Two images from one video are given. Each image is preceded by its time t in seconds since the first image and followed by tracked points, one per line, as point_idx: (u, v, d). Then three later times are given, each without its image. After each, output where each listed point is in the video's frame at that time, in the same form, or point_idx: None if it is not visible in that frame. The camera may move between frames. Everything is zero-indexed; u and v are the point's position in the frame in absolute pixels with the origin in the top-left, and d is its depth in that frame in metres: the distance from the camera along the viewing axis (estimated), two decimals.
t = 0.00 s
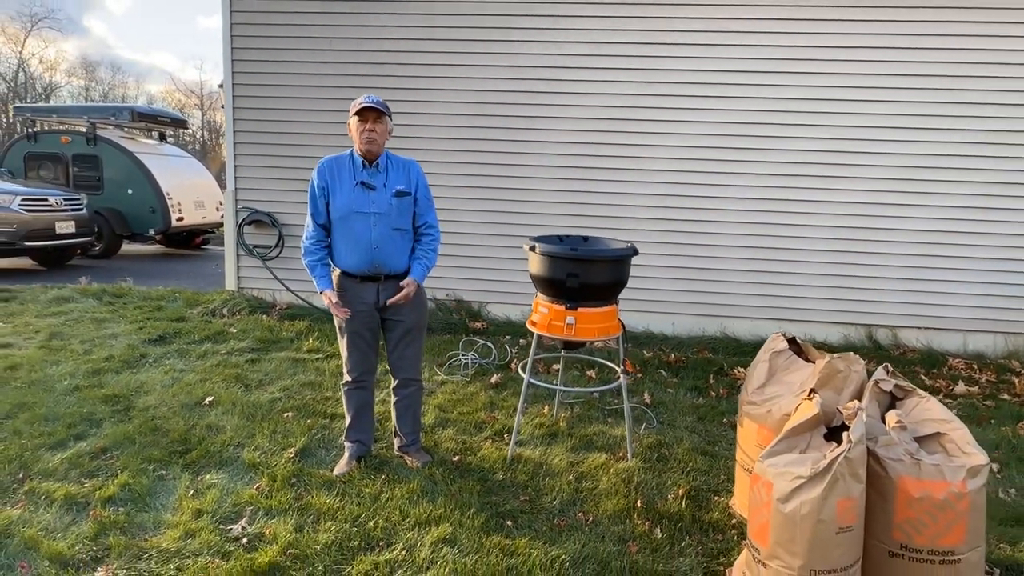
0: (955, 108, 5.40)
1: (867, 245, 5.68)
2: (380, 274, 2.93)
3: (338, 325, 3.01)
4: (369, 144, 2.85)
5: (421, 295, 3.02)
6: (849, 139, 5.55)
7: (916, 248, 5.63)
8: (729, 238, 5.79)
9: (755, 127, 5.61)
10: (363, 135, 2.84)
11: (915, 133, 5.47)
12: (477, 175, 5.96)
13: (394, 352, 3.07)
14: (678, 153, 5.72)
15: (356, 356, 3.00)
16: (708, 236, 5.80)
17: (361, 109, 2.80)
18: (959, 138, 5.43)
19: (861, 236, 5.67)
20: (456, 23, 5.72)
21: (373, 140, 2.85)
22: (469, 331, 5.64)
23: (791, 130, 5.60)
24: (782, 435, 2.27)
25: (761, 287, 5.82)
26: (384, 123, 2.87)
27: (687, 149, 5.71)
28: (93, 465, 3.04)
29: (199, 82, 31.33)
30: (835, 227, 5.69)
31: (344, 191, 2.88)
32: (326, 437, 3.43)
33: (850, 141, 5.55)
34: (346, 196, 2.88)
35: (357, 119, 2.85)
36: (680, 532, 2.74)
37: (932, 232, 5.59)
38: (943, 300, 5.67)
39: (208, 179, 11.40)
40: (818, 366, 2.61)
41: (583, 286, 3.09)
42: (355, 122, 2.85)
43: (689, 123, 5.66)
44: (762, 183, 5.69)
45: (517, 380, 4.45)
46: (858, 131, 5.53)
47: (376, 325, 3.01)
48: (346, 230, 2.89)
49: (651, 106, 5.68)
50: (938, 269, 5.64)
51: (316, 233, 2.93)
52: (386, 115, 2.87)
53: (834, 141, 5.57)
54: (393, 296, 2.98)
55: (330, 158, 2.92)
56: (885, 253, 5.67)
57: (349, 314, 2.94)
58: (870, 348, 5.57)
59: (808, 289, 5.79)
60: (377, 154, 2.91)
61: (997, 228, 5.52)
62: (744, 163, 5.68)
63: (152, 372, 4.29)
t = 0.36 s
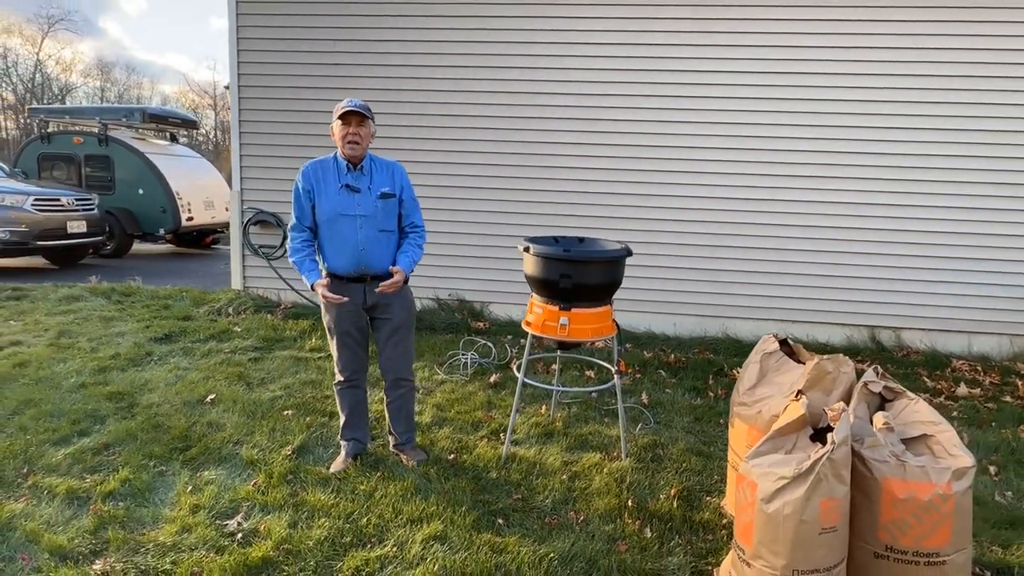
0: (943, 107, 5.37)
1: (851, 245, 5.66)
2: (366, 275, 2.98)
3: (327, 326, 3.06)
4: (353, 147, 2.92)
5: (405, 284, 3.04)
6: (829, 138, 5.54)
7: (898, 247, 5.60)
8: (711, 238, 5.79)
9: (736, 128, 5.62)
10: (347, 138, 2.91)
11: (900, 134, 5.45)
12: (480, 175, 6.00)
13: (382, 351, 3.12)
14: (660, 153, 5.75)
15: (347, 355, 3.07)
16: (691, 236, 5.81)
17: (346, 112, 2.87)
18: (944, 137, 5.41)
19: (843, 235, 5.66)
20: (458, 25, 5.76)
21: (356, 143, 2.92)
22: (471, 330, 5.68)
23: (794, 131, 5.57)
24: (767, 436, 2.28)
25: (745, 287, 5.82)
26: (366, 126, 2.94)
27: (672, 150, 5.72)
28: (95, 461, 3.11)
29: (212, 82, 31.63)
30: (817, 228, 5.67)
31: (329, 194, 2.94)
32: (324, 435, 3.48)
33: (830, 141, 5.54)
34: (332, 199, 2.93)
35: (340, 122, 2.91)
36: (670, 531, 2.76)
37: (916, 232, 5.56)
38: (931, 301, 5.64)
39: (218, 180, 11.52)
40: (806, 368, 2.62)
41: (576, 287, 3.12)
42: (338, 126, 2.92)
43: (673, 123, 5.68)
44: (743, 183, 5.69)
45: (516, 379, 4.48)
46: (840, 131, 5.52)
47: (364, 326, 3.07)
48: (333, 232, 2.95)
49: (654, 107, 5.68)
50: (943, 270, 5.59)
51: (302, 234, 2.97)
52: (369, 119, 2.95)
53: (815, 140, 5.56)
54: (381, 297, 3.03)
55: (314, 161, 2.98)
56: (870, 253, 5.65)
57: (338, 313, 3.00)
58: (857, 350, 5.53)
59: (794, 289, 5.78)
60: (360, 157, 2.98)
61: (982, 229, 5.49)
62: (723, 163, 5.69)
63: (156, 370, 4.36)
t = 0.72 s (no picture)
0: (937, 104, 5.25)
1: (839, 244, 5.57)
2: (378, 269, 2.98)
3: (337, 325, 3.09)
4: (362, 144, 2.94)
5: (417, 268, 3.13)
6: (813, 136, 5.46)
7: (885, 247, 5.50)
8: (695, 237, 5.75)
9: (721, 125, 5.57)
10: (356, 136, 2.93)
11: (891, 132, 5.36)
12: (495, 175, 5.99)
13: (388, 348, 3.11)
14: (674, 152, 5.68)
15: (356, 354, 3.08)
16: (675, 234, 5.78)
17: (355, 110, 2.88)
18: (936, 134, 5.30)
19: (829, 235, 5.57)
20: (473, 25, 5.77)
21: (365, 141, 2.95)
22: (484, 330, 5.67)
23: (815, 129, 5.45)
24: (768, 442, 2.22)
25: (733, 286, 5.76)
26: (376, 124, 2.96)
27: (665, 148, 5.68)
28: (106, 455, 3.17)
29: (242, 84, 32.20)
30: (800, 226, 5.60)
31: (339, 192, 2.95)
32: (331, 433, 3.50)
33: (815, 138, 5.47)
34: (341, 197, 2.94)
35: (349, 121, 2.93)
36: (673, 537, 2.72)
37: (905, 230, 5.46)
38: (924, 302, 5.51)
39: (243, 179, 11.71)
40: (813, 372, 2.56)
41: (581, 288, 3.08)
42: (347, 124, 2.93)
43: (659, 121, 5.65)
44: (728, 181, 5.64)
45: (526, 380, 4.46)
46: (825, 129, 5.44)
47: (373, 324, 3.07)
48: (344, 230, 2.95)
49: (669, 105, 5.61)
50: (971, 272, 5.41)
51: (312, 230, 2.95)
52: (378, 116, 2.96)
53: (799, 137, 5.49)
54: (390, 294, 3.04)
55: (322, 161, 2.99)
56: (857, 253, 5.56)
57: (346, 313, 3.02)
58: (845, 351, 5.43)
59: (782, 289, 5.70)
60: (370, 154, 3.00)
61: (975, 228, 5.36)
62: (707, 161, 5.64)
63: (173, 366, 4.44)
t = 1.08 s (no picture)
0: (909, 103, 5.20)
1: (804, 244, 5.55)
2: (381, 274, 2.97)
3: (332, 326, 3.02)
4: (362, 148, 2.92)
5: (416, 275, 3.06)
6: (776, 135, 5.44)
7: (849, 247, 5.48)
8: (659, 237, 5.75)
9: (700, 126, 5.53)
10: (356, 140, 2.90)
11: (858, 132, 5.32)
12: (492, 176, 5.97)
13: (381, 349, 3.10)
14: (671, 154, 5.62)
15: (351, 356, 3.03)
16: (644, 235, 5.78)
17: (355, 115, 2.84)
18: (902, 134, 5.26)
19: (792, 235, 5.55)
20: (470, 25, 5.74)
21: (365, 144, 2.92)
22: (481, 331, 5.66)
23: (815, 130, 5.38)
24: (753, 446, 2.19)
25: (701, 285, 5.74)
26: (376, 128, 2.94)
27: (646, 147, 5.66)
28: (95, 455, 3.18)
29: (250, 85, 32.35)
30: (762, 226, 5.58)
31: (340, 195, 2.91)
32: (320, 435, 3.48)
33: (779, 138, 5.44)
34: (343, 200, 2.91)
35: (349, 124, 2.89)
36: (659, 542, 2.69)
37: (867, 230, 5.43)
38: (893, 303, 5.47)
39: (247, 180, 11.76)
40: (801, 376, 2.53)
41: (569, 289, 3.06)
42: (347, 127, 2.90)
43: (628, 121, 5.65)
44: (692, 182, 5.63)
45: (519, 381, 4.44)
46: (790, 128, 5.41)
47: (370, 326, 3.04)
48: (346, 234, 2.93)
49: (667, 105, 5.56)
50: (973, 275, 5.33)
51: (315, 235, 2.92)
52: (378, 120, 2.93)
53: (758, 137, 5.46)
54: (391, 295, 3.02)
55: (323, 163, 2.95)
56: (821, 252, 5.53)
57: (346, 314, 2.97)
58: (815, 351, 5.40)
59: (748, 289, 5.69)
60: (369, 158, 2.98)
61: (939, 228, 5.32)
62: (670, 161, 5.64)
63: (167, 366, 4.45)
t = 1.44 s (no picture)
0: (893, 103, 5.20)
1: (793, 244, 5.53)
2: (363, 277, 2.96)
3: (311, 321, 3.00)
4: (358, 148, 2.88)
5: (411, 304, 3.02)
6: (768, 135, 5.42)
7: (838, 246, 5.46)
8: (655, 244, 5.74)
9: (688, 125, 5.52)
10: (352, 139, 2.87)
11: (842, 131, 5.31)
12: (486, 176, 5.95)
13: (370, 350, 3.10)
14: (670, 153, 5.60)
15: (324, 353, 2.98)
16: (636, 235, 5.76)
17: (353, 113, 2.83)
18: (890, 134, 5.25)
19: (777, 235, 5.54)
20: (463, 24, 5.73)
21: (361, 145, 2.88)
22: (475, 331, 5.65)
23: (809, 129, 5.36)
24: (740, 445, 2.18)
25: (691, 285, 5.73)
26: (373, 129, 2.91)
27: (630, 147, 5.66)
28: (82, 456, 3.16)
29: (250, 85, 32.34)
30: (748, 227, 5.57)
31: (331, 195, 2.91)
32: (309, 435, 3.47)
33: (771, 137, 5.42)
34: (334, 200, 2.90)
35: (347, 123, 2.88)
36: (647, 544, 2.67)
37: (853, 231, 5.42)
38: (880, 302, 5.46)
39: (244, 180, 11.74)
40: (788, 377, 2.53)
41: (558, 289, 3.04)
42: (345, 126, 2.88)
43: (617, 121, 5.64)
44: (681, 181, 5.62)
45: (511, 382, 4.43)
46: (780, 128, 5.40)
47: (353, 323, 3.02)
48: (334, 235, 2.92)
49: (660, 105, 5.55)
50: (967, 276, 5.31)
51: (305, 233, 2.95)
52: (377, 121, 2.91)
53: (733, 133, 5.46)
54: (376, 296, 3.00)
55: (319, 161, 2.95)
56: (807, 254, 5.52)
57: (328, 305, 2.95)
58: (808, 351, 5.39)
59: (737, 289, 5.67)
60: (366, 158, 2.94)
61: (926, 228, 5.30)
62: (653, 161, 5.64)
63: (158, 366, 4.43)
